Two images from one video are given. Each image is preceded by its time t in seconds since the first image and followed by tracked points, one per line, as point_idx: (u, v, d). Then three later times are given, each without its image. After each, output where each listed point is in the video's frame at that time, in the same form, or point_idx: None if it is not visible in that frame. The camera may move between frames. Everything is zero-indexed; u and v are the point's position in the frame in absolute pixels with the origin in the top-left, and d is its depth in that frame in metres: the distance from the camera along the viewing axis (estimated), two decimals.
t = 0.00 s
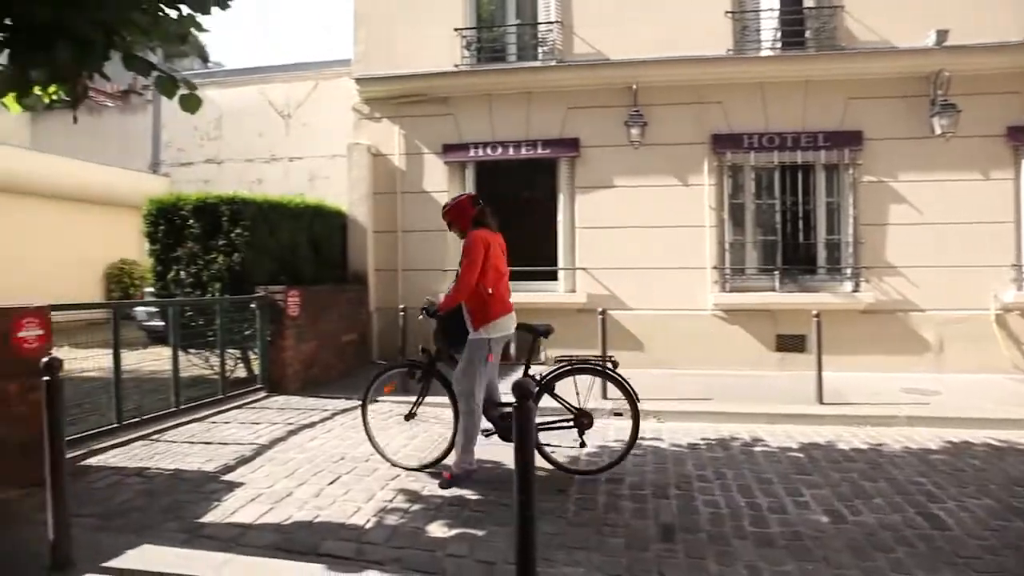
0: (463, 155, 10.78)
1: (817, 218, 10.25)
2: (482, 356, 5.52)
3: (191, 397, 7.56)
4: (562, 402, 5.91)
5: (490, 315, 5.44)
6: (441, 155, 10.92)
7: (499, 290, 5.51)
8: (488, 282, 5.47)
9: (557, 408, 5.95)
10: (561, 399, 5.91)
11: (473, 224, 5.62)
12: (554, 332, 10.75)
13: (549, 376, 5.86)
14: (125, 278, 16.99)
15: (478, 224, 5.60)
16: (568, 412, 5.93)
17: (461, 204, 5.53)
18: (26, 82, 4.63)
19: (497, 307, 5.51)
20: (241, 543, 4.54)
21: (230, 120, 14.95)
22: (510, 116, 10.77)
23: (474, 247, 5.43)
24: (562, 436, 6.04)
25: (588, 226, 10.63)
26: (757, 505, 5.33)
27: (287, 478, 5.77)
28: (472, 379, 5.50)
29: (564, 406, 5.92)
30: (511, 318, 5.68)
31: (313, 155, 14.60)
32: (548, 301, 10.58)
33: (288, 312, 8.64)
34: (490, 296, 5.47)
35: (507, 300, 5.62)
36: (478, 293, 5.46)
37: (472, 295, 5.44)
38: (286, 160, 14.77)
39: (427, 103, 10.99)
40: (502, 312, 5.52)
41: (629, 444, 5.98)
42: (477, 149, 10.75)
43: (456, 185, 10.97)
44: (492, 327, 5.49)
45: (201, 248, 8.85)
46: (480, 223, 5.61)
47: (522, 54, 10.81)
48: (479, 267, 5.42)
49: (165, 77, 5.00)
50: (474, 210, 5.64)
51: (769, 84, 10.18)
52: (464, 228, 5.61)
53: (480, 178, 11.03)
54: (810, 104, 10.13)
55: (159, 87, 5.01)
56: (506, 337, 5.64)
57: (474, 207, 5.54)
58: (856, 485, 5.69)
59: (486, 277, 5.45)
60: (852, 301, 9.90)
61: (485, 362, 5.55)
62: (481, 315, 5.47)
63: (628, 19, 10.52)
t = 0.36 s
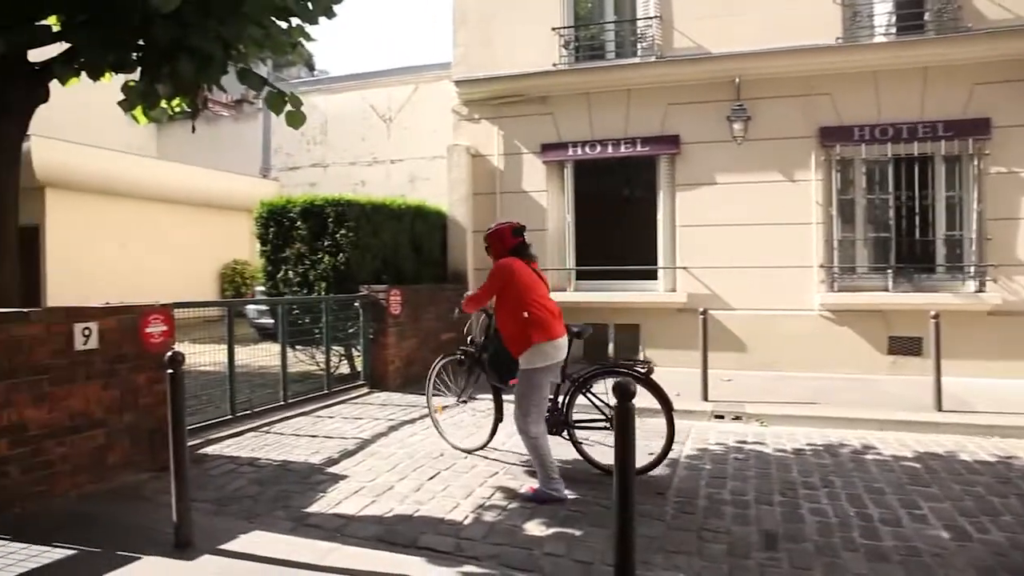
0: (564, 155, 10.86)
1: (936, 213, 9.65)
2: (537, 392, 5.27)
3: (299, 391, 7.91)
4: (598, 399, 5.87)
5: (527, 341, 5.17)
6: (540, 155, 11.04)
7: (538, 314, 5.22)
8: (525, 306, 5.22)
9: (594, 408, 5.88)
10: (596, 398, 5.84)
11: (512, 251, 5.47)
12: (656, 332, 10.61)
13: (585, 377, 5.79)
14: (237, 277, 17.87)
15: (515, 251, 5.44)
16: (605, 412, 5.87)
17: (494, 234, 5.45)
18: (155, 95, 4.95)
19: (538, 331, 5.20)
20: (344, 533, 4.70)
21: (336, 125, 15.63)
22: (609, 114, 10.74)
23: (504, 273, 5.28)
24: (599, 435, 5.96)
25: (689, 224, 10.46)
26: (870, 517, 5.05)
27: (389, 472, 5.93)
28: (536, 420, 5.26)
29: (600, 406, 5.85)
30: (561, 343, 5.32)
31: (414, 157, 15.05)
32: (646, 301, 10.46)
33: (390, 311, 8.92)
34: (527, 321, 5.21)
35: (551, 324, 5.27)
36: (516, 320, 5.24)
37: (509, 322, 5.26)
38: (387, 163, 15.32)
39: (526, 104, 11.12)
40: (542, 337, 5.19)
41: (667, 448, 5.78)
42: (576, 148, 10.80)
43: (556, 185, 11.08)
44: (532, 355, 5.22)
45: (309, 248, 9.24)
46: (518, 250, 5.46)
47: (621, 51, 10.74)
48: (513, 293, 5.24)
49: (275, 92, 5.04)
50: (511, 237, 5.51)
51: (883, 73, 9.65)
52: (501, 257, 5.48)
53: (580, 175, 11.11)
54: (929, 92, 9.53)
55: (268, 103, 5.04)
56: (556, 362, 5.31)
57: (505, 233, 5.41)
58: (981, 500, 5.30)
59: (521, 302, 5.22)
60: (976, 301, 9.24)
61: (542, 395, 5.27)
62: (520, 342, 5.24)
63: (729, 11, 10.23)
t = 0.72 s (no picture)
0: (627, 153, 10.78)
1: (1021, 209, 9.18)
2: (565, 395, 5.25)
3: (363, 389, 8.06)
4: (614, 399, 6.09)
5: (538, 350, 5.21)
6: (603, 153, 10.99)
7: (544, 322, 5.29)
8: (531, 315, 5.27)
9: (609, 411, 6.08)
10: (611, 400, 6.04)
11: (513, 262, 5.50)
12: (719, 332, 10.41)
13: (601, 378, 6.00)
14: (303, 277, 18.34)
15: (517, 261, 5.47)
16: (619, 412, 6.09)
17: (494, 246, 5.47)
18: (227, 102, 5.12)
19: (547, 339, 5.26)
20: (407, 530, 4.75)
21: (399, 127, 15.95)
22: (672, 111, 10.60)
23: (512, 284, 5.31)
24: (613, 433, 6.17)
25: (754, 222, 10.24)
26: (949, 528, 4.82)
27: (451, 470, 5.97)
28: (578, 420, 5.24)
29: (616, 407, 6.07)
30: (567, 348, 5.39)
31: (476, 156, 15.21)
32: (710, 301, 10.28)
33: (453, 311, 9.06)
34: (535, 330, 5.25)
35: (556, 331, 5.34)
36: (524, 330, 5.27)
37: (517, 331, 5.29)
38: (449, 163, 15.55)
39: (588, 102, 11.08)
40: (551, 345, 5.24)
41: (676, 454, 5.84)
42: (639, 146, 10.70)
43: (619, 185, 11.06)
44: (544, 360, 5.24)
45: (373, 248, 9.39)
46: (519, 260, 5.49)
47: (684, 47, 10.60)
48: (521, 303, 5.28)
49: (343, 98, 5.13)
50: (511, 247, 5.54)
51: (963, 62, 9.21)
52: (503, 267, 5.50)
53: (643, 171, 11.08)
54: (1014, 81, 9.05)
55: (335, 108, 5.14)
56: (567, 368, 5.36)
57: (509, 243, 5.40)
58: None
59: (528, 312, 5.27)
60: None
61: (572, 393, 5.28)
62: (532, 349, 5.24)
63: (798, 3, 9.95)
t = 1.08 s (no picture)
0: (683, 151, 10.61)
1: None
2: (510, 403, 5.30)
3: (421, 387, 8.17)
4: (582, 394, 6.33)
5: (498, 353, 5.09)
6: (659, 152, 10.87)
7: (502, 324, 5.16)
8: (489, 317, 5.13)
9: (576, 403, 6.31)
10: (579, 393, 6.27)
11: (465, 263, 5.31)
12: (779, 333, 10.18)
13: (568, 373, 6.22)
14: (361, 276, 18.69)
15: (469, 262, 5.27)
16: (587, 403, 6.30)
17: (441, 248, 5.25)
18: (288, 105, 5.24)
19: (506, 340, 5.15)
20: (463, 527, 4.78)
21: (455, 128, 16.12)
22: (731, 108, 10.41)
23: (464, 286, 5.12)
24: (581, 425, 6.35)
25: (816, 221, 9.99)
26: None
27: (508, 469, 5.98)
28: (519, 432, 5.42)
29: (584, 399, 6.28)
30: (528, 347, 5.30)
31: (532, 156, 15.25)
32: (771, 301, 10.05)
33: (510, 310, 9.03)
34: (493, 331, 5.12)
35: (516, 331, 5.23)
36: (480, 332, 5.13)
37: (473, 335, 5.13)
38: (504, 163, 15.63)
39: (645, 100, 10.98)
40: (511, 346, 5.14)
41: (647, 438, 6.19)
42: (696, 144, 10.53)
43: (676, 184, 10.92)
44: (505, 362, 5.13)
45: (431, 248, 9.48)
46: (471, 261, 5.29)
47: (743, 42, 10.40)
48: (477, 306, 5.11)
49: (402, 97, 5.20)
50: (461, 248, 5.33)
51: None
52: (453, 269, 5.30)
53: (701, 171, 10.92)
54: None
55: (394, 107, 5.21)
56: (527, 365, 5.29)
57: (459, 245, 5.19)
58: None
59: (484, 314, 5.12)
60: None
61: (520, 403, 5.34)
62: (491, 352, 5.13)
63: None
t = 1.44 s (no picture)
0: (746, 148, 10.42)
1: None
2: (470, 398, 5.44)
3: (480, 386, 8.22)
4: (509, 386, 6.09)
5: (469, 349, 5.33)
6: (721, 149, 10.70)
7: (474, 322, 5.40)
8: (461, 313, 5.36)
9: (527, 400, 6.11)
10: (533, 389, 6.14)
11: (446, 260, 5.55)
12: (846, 334, 9.88)
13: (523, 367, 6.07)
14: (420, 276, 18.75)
15: (449, 259, 5.49)
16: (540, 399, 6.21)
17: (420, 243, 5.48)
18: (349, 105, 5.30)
19: (475, 339, 5.38)
20: (523, 526, 4.78)
21: (513, 129, 16.27)
22: (795, 103, 10.17)
23: (444, 281, 5.31)
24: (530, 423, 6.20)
25: (885, 218, 9.67)
26: None
27: (567, 469, 5.95)
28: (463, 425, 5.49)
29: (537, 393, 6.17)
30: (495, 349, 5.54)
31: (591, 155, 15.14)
32: (837, 301, 9.77)
33: (568, 309, 9.09)
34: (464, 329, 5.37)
35: (486, 332, 5.48)
36: (450, 327, 5.37)
37: (443, 329, 5.36)
38: (563, 162, 15.63)
39: (705, 97, 10.83)
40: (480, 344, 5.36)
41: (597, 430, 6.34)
42: (759, 141, 10.34)
43: (738, 181, 10.71)
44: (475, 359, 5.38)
45: (490, 248, 9.54)
46: (451, 259, 5.52)
47: (808, 35, 10.16)
48: (453, 302, 5.34)
49: (464, 90, 5.26)
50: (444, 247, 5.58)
51: None
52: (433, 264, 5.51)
53: (765, 168, 10.71)
54: None
55: (457, 100, 5.28)
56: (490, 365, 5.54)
57: (439, 243, 5.40)
58: None
59: (457, 311, 5.35)
60: None
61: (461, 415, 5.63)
62: (462, 346, 5.37)
63: None
